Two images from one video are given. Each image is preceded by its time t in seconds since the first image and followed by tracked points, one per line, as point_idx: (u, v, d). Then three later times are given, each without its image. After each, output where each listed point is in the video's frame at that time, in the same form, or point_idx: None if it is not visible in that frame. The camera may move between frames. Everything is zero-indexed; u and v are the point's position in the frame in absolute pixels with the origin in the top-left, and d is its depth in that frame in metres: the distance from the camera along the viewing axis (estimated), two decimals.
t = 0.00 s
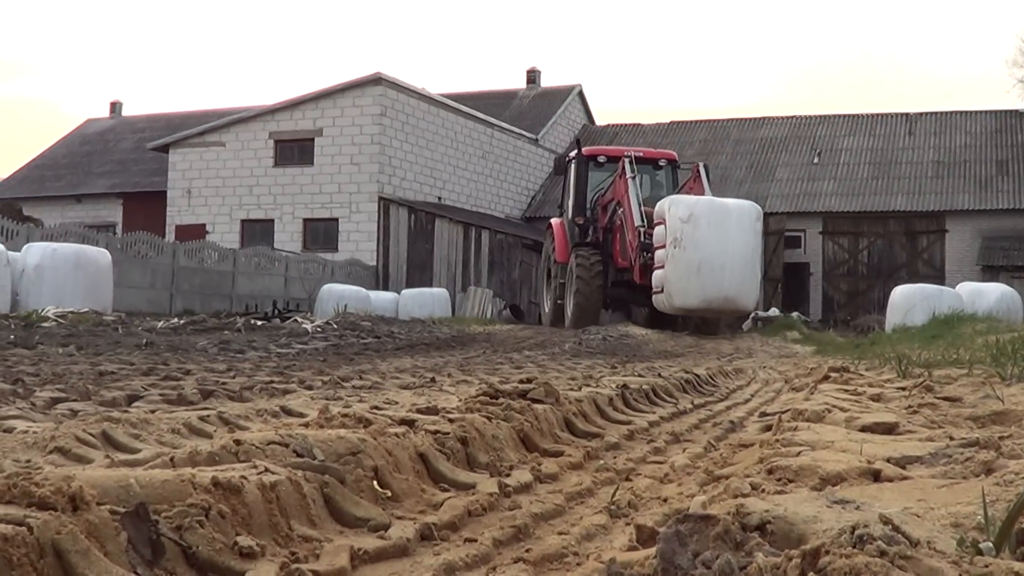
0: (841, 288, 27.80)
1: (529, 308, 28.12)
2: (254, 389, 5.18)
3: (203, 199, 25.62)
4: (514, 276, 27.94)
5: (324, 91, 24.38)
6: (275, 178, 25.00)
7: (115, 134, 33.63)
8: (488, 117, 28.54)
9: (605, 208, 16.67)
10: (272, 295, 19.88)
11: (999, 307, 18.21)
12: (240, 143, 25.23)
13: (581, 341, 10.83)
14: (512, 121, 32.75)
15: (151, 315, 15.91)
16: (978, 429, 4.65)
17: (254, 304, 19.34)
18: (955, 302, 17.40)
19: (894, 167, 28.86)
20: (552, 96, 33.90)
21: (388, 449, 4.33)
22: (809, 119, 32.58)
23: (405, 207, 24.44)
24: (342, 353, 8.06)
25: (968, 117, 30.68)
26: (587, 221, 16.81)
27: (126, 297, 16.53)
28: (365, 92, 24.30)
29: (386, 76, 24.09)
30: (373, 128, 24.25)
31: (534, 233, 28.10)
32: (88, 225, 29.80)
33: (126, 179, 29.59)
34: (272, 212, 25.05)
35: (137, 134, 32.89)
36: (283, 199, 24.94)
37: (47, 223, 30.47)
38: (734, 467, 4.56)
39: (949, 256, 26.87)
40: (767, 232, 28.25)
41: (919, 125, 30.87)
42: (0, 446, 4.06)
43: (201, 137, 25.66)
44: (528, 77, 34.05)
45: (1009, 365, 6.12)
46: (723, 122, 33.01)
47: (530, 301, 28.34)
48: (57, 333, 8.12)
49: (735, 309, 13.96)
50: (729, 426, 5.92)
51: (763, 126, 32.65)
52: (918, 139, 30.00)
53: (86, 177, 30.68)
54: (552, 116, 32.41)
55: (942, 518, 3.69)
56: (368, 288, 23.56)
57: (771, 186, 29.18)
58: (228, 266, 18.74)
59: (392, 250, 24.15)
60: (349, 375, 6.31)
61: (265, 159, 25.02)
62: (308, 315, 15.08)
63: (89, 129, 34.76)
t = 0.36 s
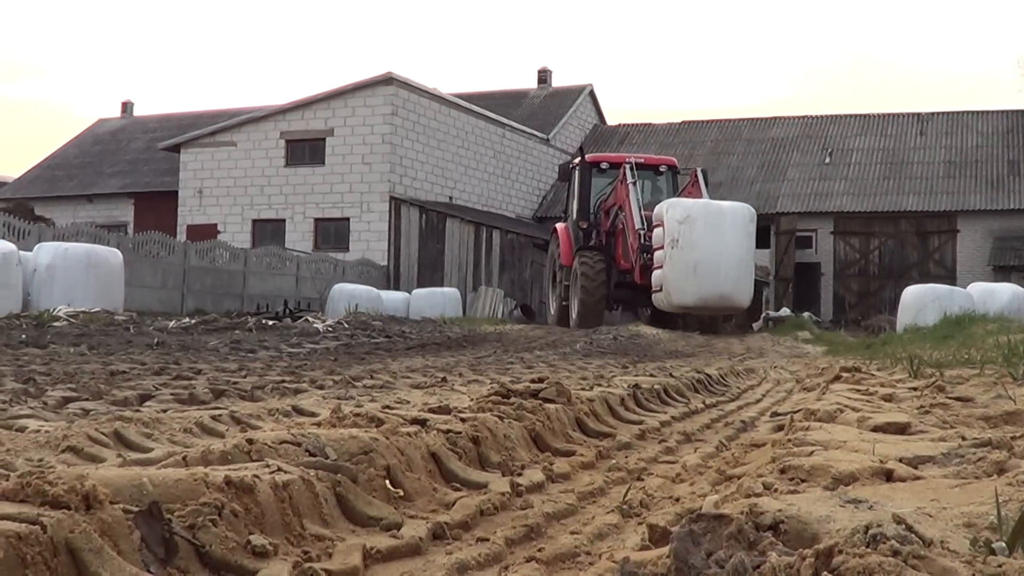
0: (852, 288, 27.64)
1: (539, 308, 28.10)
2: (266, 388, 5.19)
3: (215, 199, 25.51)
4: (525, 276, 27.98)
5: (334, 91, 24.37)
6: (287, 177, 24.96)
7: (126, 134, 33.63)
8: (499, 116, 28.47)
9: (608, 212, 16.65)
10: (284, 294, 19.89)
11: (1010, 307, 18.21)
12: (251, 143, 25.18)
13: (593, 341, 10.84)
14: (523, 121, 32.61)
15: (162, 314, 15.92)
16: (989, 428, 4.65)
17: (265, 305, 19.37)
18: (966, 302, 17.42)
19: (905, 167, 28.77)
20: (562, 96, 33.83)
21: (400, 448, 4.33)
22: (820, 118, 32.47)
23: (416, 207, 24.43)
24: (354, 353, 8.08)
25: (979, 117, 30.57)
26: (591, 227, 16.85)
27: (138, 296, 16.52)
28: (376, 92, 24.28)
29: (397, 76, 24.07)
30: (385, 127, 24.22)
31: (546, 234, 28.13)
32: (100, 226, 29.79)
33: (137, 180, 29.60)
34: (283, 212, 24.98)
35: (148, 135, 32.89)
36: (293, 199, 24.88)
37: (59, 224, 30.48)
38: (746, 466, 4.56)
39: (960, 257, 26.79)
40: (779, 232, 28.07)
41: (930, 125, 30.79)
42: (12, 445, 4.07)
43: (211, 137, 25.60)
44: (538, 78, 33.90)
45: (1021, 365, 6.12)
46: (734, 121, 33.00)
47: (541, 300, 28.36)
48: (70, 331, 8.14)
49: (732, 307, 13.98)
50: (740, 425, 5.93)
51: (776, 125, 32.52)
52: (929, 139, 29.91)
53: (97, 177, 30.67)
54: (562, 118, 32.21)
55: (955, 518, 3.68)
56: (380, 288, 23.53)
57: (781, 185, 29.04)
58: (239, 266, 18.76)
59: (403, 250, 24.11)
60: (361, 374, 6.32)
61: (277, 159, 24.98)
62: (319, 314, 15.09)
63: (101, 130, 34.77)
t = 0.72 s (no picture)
0: (866, 285, 25.97)
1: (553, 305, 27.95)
2: (282, 385, 5.19)
3: (230, 196, 24.90)
4: (540, 272, 27.78)
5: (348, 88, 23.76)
6: (301, 175, 24.33)
7: (141, 131, 32.61)
8: (513, 112, 27.80)
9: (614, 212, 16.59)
10: (299, 291, 19.79)
11: None
12: (266, 140, 24.53)
13: (607, 338, 10.79)
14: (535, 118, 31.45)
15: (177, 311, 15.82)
16: (1008, 424, 4.64)
17: (281, 302, 19.26)
18: (984, 298, 17.40)
19: (921, 163, 26.91)
20: (577, 93, 32.61)
21: (418, 443, 4.33)
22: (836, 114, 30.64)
23: (430, 203, 23.85)
24: (369, 349, 8.05)
25: (997, 112, 28.60)
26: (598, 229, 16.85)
27: (152, 294, 16.48)
28: (390, 88, 23.66)
29: (412, 73, 23.44)
30: (400, 124, 23.60)
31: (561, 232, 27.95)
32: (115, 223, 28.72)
33: (151, 177, 28.57)
34: (297, 209, 24.37)
35: (164, 132, 31.96)
36: (308, 195, 24.26)
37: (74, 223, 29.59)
38: (764, 462, 4.56)
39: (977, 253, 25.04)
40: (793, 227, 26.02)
41: (945, 121, 28.82)
42: (32, 441, 4.07)
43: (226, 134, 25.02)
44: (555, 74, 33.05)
45: None
46: (752, 117, 31.27)
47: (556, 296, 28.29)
48: (84, 330, 8.11)
49: (733, 300, 14.04)
50: (757, 421, 5.92)
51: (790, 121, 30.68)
52: (944, 135, 28.03)
53: (112, 176, 29.50)
54: (578, 113, 31.19)
55: (974, 513, 3.67)
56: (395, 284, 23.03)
57: (796, 181, 27.38)
58: (255, 263, 18.68)
59: (419, 247, 23.60)
60: (377, 371, 6.31)
61: (291, 156, 24.37)
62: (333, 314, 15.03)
63: (116, 128, 33.85)
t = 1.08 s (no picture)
0: (882, 277, 25.65)
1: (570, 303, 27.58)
2: (299, 388, 5.22)
3: (243, 200, 24.89)
4: (555, 272, 27.46)
5: (361, 90, 23.69)
6: (316, 178, 24.31)
7: (154, 136, 32.50)
8: (526, 110, 27.58)
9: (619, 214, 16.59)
10: (314, 294, 19.60)
11: None
12: (281, 143, 24.50)
13: (623, 335, 10.80)
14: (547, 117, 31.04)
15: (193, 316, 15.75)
16: None
17: (296, 305, 19.12)
18: (999, 288, 17.34)
19: (933, 154, 26.68)
20: (589, 90, 32.19)
21: (436, 445, 4.34)
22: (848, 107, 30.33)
23: (444, 203, 23.75)
24: (384, 351, 8.07)
25: (1011, 103, 28.37)
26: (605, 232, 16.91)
27: (169, 298, 16.42)
28: (402, 90, 23.58)
29: (424, 74, 23.37)
30: (412, 125, 23.55)
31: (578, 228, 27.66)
32: (131, 229, 28.62)
33: (166, 182, 28.48)
34: (312, 211, 24.36)
35: (178, 136, 31.76)
36: (322, 197, 24.25)
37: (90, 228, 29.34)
38: (781, 458, 4.56)
39: (991, 243, 24.70)
40: (808, 222, 26.10)
41: (957, 112, 28.59)
42: (50, 448, 4.10)
43: (239, 138, 24.98)
44: (567, 72, 32.74)
45: None
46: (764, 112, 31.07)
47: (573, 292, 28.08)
48: (101, 335, 8.17)
49: (737, 291, 13.95)
50: (775, 417, 5.92)
51: (804, 116, 30.50)
52: (957, 126, 27.78)
53: (126, 180, 29.46)
54: (591, 109, 30.82)
55: (994, 506, 3.66)
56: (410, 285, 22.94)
57: (809, 174, 27.11)
58: (270, 266, 18.58)
59: (433, 248, 23.56)
60: (394, 372, 6.34)
61: (304, 158, 24.33)
62: (350, 314, 15.01)
63: (130, 132, 33.73)
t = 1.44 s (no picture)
0: (897, 276, 25.49)
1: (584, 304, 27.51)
2: (315, 393, 5.24)
3: (258, 206, 24.85)
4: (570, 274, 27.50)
5: (374, 94, 23.58)
6: (329, 182, 24.21)
7: (167, 142, 32.32)
8: (538, 114, 27.39)
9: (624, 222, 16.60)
10: (329, 299, 19.69)
11: None
12: (293, 148, 24.42)
13: (638, 338, 10.80)
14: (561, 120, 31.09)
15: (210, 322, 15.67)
16: None
17: (310, 309, 19.11)
18: (1014, 286, 17.33)
19: (947, 153, 26.54)
20: (602, 93, 32.09)
21: (454, 450, 4.35)
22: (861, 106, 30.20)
23: (458, 208, 23.66)
24: (400, 355, 8.07)
25: None
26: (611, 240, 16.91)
27: (186, 304, 16.29)
28: (415, 94, 23.48)
29: (437, 77, 23.26)
30: (426, 129, 23.44)
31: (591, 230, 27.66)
32: (144, 236, 28.64)
33: (180, 188, 28.45)
34: (326, 217, 24.30)
35: (190, 142, 31.68)
36: (336, 203, 24.16)
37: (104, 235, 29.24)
38: (799, 459, 4.56)
39: (1007, 243, 24.54)
40: (823, 222, 25.81)
41: (970, 111, 28.46)
42: (68, 455, 4.12)
43: (254, 143, 24.93)
44: (579, 74, 32.63)
45: None
46: (777, 113, 30.94)
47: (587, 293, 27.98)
48: (118, 342, 8.20)
49: (731, 292, 14.71)
50: (792, 418, 5.92)
51: (816, 116, 30.36)
52: (971, 125, 27.62)
53: (141, 188, 29.38)
54: (602, 114, 30.60)
55: (1014, 507, 3.64)
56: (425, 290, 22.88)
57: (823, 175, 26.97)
58: (285, 272, 18.56)
59: (448, 255, 23.47)
60: (409, 376, 6.35)
61: (318, 164, 24.26)
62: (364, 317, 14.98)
63: (144, 138, 33.61)
